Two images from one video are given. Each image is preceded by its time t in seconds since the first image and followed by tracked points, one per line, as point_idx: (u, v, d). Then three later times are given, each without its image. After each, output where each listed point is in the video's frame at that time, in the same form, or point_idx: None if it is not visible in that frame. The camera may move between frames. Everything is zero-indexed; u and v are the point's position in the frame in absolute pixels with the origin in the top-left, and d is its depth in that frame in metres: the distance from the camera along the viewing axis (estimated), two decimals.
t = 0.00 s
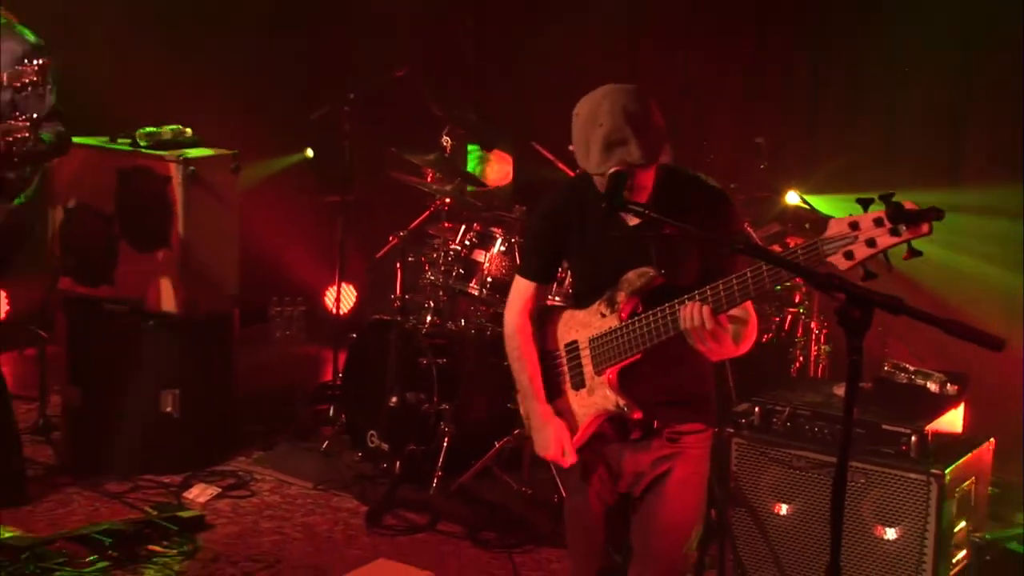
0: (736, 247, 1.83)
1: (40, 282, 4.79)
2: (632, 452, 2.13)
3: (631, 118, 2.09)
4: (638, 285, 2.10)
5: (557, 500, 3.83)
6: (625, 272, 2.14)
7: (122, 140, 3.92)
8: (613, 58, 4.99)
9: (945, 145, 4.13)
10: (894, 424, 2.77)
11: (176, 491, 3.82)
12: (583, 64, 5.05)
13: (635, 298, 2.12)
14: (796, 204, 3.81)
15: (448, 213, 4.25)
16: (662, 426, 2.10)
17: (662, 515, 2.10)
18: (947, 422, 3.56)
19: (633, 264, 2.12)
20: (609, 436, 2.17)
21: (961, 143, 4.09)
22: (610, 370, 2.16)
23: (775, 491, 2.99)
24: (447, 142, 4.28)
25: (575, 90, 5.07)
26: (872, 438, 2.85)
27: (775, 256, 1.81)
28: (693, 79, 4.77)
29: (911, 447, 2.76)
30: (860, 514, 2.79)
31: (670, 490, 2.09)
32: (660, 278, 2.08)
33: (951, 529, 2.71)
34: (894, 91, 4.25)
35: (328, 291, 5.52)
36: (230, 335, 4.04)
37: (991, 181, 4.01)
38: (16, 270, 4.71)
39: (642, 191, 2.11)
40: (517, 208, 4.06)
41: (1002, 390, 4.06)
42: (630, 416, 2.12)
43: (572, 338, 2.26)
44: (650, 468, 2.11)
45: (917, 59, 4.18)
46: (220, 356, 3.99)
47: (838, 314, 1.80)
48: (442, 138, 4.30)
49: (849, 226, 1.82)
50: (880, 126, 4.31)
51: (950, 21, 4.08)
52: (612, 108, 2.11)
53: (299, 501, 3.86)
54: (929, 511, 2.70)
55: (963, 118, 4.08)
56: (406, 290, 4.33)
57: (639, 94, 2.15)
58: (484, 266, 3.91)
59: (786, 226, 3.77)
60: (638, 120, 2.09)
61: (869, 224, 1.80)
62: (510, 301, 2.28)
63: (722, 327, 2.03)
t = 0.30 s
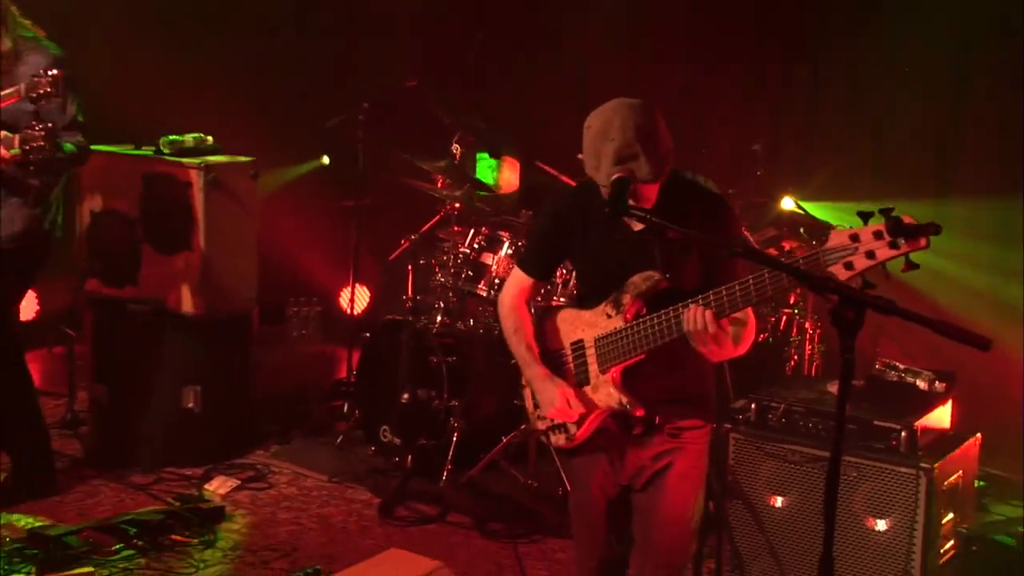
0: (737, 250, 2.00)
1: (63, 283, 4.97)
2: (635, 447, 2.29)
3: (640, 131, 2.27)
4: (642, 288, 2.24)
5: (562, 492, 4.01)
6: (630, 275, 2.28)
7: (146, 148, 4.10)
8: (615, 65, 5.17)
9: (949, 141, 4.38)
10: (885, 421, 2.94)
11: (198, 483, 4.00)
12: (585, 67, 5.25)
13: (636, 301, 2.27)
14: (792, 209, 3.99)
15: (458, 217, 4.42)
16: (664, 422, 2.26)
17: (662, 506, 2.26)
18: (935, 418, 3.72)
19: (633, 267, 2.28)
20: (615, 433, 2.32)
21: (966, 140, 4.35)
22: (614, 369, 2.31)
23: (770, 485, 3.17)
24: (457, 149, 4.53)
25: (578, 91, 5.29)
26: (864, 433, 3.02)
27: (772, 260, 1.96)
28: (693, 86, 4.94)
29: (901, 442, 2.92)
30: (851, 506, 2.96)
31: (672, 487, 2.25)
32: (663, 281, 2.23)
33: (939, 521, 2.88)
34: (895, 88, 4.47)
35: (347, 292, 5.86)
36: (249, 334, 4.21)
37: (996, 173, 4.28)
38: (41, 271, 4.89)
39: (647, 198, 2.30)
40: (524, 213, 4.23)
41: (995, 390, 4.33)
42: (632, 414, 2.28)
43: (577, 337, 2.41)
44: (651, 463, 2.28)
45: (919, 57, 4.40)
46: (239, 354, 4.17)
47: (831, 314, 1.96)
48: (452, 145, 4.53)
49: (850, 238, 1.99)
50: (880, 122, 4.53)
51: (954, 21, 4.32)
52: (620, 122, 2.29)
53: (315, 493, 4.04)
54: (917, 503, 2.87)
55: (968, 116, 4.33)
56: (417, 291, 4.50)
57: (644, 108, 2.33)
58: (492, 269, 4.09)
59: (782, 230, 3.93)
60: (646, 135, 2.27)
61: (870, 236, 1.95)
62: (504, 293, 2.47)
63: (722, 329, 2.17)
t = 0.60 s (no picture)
0: (726, 251, 2.14)
1: (82, 282, 5.20)
2: (631, 442, 2.41)
3: (649, 146, 2.35)
4: (640, 296, 2.39)
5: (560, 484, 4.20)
6: (629, 282, 2.44)
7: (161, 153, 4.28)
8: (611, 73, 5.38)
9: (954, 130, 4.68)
10: (869, 415, 3.13)
11: (211, 475, 4.20)
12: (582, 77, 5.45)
13: (632, 307, 2.41)
14: (779, 213, 4.18)
15: (460, 221, 4.61)
16: (659, 420, 2.39)
17: (654, 498, 2.37)
18: (916, 412, 3.90)
19: (632, 275, 2.43)
20: (612, 430, 2.44)
21: (969, 131, 4.64)
22: (612, 372, 2.45)
23: (758, 477, 3.35)
24: (458, 155, 4.71)
25: (578, 92, 5.69)
26: (849, 427, 3.21)
27: (765, 260, 2.09)
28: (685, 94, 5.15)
29: (884, 435, 3.11)
30: (837, 496, 3.14)
31: (665, 478, 2.37)
32: (661, 291, 2.37)
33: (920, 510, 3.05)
34: (906, 80, 4.79)
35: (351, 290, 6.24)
36: (260, 332, 4.41)
37: (993, 165, 4.57)
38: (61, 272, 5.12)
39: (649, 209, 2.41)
40: (523, 216, 4.42)
41: (972, 386, 4.74)
42: (629, 414, 2.40)
43: (576, 340, 2.55)
44: (647, 457, 2.39)
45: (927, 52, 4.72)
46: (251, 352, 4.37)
47: (818, 313, 2.10)
48: (453, 152, 4.71)
49: (842, 260, 2.12)
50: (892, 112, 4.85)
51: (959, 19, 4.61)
52: (633, 138, 2.37)
53: (323, 485, 4.24)
54: (900, 493, 3.04)
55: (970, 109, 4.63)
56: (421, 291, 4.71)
57: (653, 125, 2.42)
58: (493, 269, 4.25)
59: (768, 232, 4.13)
60: (657, 151, 2.35)
61: (861, 259, 2.09)
62: (504, 298, 2.62)
63: (716, 339, 2.32)
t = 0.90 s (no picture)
0: (728, 256, 2.16)
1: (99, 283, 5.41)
2: (626, 446, 2.41)
3: (649, 172, 2.43)
4: (639, 313, 2.40)
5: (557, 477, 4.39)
6: (630, 297, 2.44)
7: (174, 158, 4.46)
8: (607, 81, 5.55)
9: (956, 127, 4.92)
10: (855, 410, 3.33)
11: (223, 468, 4.41)
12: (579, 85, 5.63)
13: (632, 321, 2.42)
14: (767, 216, 4.36)
15: (462, 224, 4.79)
16: (654, 426, 2.40)
17: (647, 502, 2.36)
18: (899, 408, 4.07)
19: (633, 288, 2.43)
20: (608, 437, 2.46)
21: (970, 129, 4.90)
22: (610, 383, 2.44)
23: (749, 470, 3.57)
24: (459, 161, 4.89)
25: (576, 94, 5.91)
26: (834, 422, 3.41)
27: (757, 264, 2.13)
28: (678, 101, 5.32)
29: (868, 429, 3.31)
30: (824, 487, 3.36)
31: (657, 479, 2.36)
32: (659, 308, 2.39)
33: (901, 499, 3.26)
34: (907, 78, 5.01)
35: (357, 294, 6.62)
36: (269, 331, 4.64)
37: (993, 163, 4.86)
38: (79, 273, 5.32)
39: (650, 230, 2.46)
40: (523, 220, 4.60)
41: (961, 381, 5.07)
42: (625, 425, 2.41)
43: (576, 351, 2.53)
44: (640, 459, 2.39)
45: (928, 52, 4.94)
46: (259, 351, 4.59)
47: (804, 312, 2.12)
48: (455, 157, 4.89)
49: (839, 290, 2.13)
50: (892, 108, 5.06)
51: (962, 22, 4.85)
52: (633, 164, 2.43)
53: (330, 477, 4.43)
54: (885, 484, 3.24)
55: (971, 108, 4.89)
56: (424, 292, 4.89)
57: (653, 149, 2.49)
58: (492, 270, 4.46)
59: (757, 236, 4.31)
60: (658, 178, 2.43)
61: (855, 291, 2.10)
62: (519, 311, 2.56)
63: (711, 359, 2.33)
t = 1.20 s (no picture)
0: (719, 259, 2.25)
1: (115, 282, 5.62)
2: (624, 446, 2.59)
3: (642, 189, 2.58)
4: (638, 320, 2.57)
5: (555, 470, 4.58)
6: (628, 307, 2.61)
7: (187, 163, 4.65)
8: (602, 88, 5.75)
9: (953, 131, 5.08)
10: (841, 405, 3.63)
11: (235, 461, 4.62)
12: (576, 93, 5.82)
13: (632, 330, 2.58)
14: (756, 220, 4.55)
15: (464, 227, 4.98)
16: (651, 428, 2.58)
17: (643, 499, 2.54)
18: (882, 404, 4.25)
19: (634, 297, 2.60)
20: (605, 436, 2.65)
21: (968, 131, 5.03)
22: (608, 389, 2.59)
23: (739, 463, 3.80)
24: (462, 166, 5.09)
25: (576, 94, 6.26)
26: (820, 416, 3.71)
27: (746, 264, 2.23)
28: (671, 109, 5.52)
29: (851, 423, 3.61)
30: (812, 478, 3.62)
31: (653, 478, 2.55)
32: (655, 316, 2.55)
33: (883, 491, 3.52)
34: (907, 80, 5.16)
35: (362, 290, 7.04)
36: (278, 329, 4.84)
37: (995, 164, 5.00)
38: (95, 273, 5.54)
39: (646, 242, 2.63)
40: (522, 223, 4.79)
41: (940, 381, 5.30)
42: (621, 427, 2.58)
43: (577, 356, 2.68)
44: (638, 458, 2.57)
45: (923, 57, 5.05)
46: (270, 348, 4.80)
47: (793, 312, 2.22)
48: (458, 163, 5.09)
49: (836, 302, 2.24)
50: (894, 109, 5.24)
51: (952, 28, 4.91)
52: (627, 178, 2.60)
53: (338, 470, 4.64)
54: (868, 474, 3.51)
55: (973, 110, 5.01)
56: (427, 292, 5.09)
57: (645, 164, 2.65)
58: (492, 271, 4.65)
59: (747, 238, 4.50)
60: (650, 194, 2.59)
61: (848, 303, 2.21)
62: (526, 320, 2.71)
63: (705, 365, 2.46)
